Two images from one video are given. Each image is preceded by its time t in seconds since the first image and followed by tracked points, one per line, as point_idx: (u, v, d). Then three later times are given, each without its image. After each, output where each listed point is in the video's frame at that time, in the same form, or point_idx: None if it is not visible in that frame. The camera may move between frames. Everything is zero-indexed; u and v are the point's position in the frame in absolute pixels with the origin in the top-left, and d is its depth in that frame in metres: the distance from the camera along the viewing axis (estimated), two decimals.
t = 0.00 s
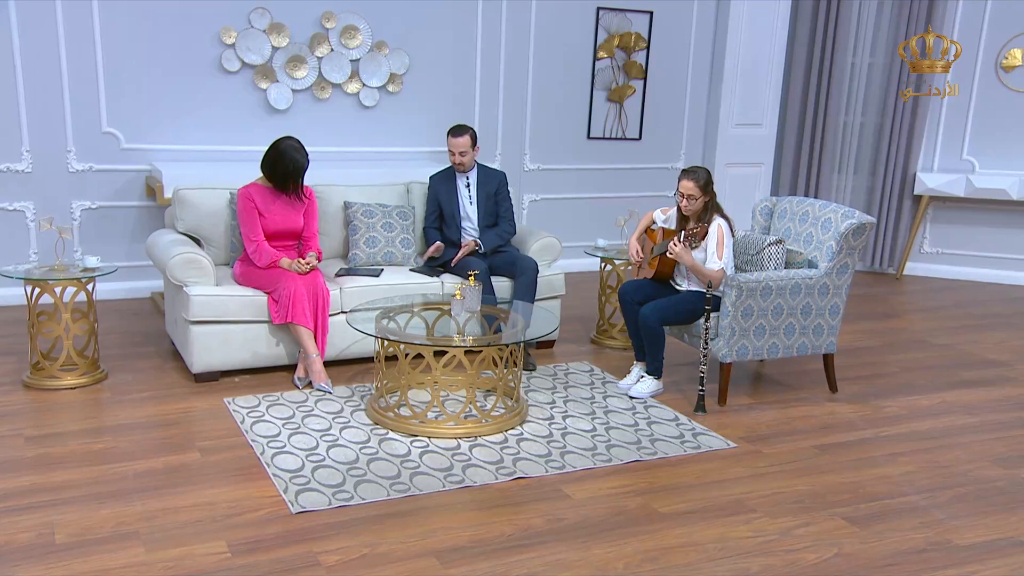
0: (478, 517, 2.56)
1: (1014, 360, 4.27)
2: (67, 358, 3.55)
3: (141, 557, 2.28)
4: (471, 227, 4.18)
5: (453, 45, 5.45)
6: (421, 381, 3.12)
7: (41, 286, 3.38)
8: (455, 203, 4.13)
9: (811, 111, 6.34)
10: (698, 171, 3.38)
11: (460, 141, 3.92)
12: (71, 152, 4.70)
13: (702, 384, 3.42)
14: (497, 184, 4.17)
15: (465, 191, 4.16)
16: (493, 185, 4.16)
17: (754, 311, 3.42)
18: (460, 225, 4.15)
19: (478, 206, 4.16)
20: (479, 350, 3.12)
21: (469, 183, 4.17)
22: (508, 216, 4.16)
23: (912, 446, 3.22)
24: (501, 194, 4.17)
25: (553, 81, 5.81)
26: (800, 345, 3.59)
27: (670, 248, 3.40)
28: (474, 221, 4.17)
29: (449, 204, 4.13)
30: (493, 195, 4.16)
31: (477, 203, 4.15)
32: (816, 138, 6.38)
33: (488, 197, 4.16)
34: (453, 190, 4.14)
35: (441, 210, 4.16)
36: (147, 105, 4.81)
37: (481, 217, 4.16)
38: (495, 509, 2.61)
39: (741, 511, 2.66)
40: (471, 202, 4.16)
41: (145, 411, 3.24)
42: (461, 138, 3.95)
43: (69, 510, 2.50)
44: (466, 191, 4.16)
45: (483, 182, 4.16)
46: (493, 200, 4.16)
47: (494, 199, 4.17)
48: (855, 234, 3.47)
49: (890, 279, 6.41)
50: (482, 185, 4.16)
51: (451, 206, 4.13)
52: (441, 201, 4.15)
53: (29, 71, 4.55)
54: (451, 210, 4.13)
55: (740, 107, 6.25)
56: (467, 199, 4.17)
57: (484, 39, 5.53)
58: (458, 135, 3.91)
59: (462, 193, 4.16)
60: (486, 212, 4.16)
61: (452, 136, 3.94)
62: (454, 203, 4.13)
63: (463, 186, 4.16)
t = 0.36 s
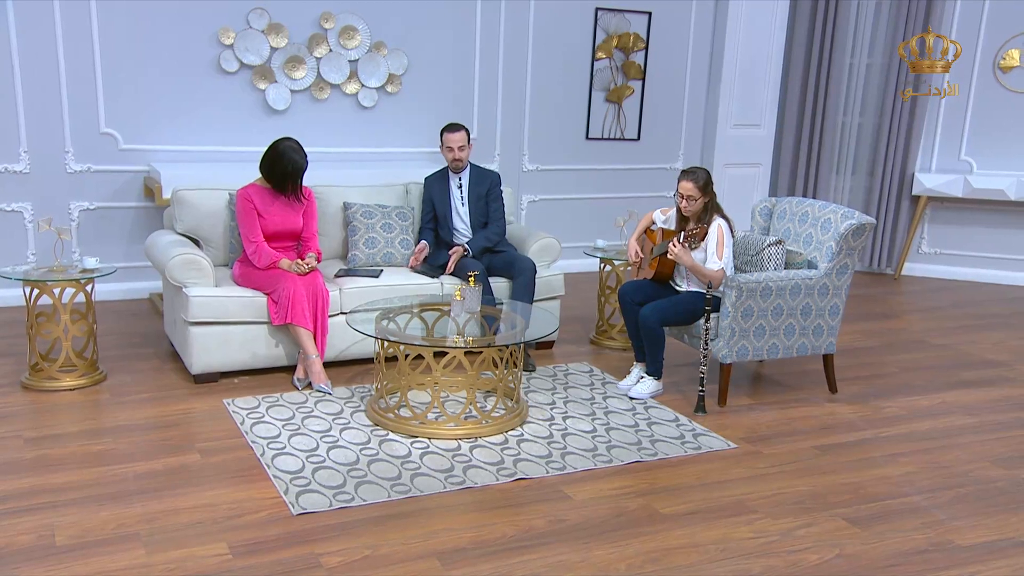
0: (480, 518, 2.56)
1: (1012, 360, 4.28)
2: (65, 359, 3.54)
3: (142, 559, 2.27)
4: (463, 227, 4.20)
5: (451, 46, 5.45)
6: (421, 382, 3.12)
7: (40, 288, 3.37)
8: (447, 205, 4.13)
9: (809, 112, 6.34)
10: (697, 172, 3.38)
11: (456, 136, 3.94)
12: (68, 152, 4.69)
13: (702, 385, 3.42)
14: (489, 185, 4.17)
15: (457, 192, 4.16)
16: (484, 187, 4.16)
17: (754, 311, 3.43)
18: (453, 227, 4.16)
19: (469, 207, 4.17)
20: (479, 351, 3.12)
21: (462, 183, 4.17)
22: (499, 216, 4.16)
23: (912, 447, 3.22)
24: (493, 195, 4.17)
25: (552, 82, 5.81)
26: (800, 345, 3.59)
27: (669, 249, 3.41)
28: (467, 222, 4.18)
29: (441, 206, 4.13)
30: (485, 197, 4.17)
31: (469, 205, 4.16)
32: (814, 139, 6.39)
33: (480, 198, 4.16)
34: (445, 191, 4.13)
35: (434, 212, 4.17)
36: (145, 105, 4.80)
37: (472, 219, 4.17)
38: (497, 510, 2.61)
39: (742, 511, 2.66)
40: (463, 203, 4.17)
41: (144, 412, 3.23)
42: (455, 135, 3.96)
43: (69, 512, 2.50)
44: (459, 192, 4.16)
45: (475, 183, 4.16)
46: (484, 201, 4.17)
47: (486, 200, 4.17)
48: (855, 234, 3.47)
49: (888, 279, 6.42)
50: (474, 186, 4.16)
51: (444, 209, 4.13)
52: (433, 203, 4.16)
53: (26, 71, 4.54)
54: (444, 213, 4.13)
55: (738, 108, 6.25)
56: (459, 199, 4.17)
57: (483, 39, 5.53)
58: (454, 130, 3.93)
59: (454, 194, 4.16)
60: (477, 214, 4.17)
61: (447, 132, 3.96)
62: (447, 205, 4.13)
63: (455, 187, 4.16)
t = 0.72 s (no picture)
0: (480, 518, 2.56)
1: (1011, 360, 4.28)
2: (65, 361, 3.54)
3: (143, 561, 2.27)
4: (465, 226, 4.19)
5: (450, 45, 5.45)
6: (421, 383, 3.12)
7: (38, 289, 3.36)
8: (450, 203, 4.13)
9: (808, 112, 6.35)
10: (693, 174, 3.38)
11: (465, 131, 3.96)
12: (66, 153, 4.68)
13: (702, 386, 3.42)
14: (491, 185, 4.19)
15: (460, 191, 4.17)
16: (486, 186, 4.18)
17: (754, 312, 3.43)
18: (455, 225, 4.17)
19: (471, 206, 4.18)
20: (479, 352, 3.12)
21: (464, 182, 4.17)
22: (502, 214, 4.18)
23: (912, 447, 3.22)
24: (495, 194, 4.19)
25: (551, 83, 5.81)
26: (800, 346, 3.59)
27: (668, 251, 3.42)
28: (468, 221, 4.19)
29: (444, 203, 4.13)
30: (488, 196, 4.18)
31: (471, 203, 4.16)
32: (812, 139, 6.40)
33: (482, 197, 4.17)
34: (449, 188, 4.13)
35: (436, 210, 4.16)
36: (143, 105, 4.79)
37: (475, 217, 4.17)
38: (498, 511, 2.61)
39: (743, 512, 2.66)
40: (465, 202, 4.18)
41: (144, 413, 3.22)
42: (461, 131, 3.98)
43: (69, 514, 2.49)
44: (461, 190, 4.17)
45: (478, 182, 4.17)
46: (487, 200, 4.18)
47: (488, 199, 4.18)
48: (854, 235, 3.47)
49: (886, 280, 6.43)
50: (477, 185, 4.17)
51: (446, 208, 4.13)
52: (436, 201, 4.15)
53: (24, 70, 4.52)
54: (446, 211, 4.13)
55: (737, 108, 6.26)
56: (462, 198, 4.18)
57: (481, 40, 5.53)
58: (463, 125, 3.96)
59: (456, 192, 4.17)
60: (480, 212, 4.18)
61: (453, 128, 3.96)
62: (449, 205, 4.13)
63: (458, 185, 4.16)
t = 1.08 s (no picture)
0: (482, 519, 2.56)
1: (1011, 361, 4.29)
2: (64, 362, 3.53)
3: (144, 563, 2.27)
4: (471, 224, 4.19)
5: (450, 45, 5.45)
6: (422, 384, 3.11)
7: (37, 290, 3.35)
8: (457, 200, 4.12)
9: (806, 113, 6.35)
10: (685, 177, 3.38)
11: (474, 128, 3.99)
12: (65, 154, 4.67)
13: (703, 387, 3.41)
14: (498, 184, 4.21)
15: (467, 188, 4.15)
16: (493, 185, 4.19)
17: (755, 312, 3.43)
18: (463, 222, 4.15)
19: (479, 204, 4.17)
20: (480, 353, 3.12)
21: (471, 180, 4.16)
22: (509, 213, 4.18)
23: (914, 447, 3.23)
24: (503, 194, 4.21)
25: (550, 84, 5.81)
26: (801, 346, 3.59)
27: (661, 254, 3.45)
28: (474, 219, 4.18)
29: (451, 200, 4.12)
30: (494, 195, 4.20)
31: (479, 201, 4.16)
32: (811, 139, 6.40)
33: (490, 195, 4.18)
34: (455, 186, 4.13)
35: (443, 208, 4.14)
36: (141, 106, 4.78)
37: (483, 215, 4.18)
38: (499, 512, 2.60)
39: (745, 513, 2.66)
40: (473, 200, 4.16)
41: (144, 414, 3.22)
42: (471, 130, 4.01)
43: (70, 516, 2.48)
44: (468, 189, 4.15)
45: (485, 181, 4.17)
46: (494, 199, 4.19)
47: (494, 198, 4.20)
48: (855, 236, 3.48)
49: (885, 280, 6.44)
50: (484, 184, 4.18)
51: (454, 206, 4.12)
52: (442, 199, 4.14)
53: (23, 70, 4.52)
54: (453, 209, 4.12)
55: (735, 109, 6.26)
56: (469, 196, 4.16)
57: (481, 40, 5.53)
58: (472, 123, 3.99)
59: (463, 189, 4.15)
60: (486, 211, 4.18)
61: (462, 127, 3.98)
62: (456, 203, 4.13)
63: (464, 182, 4.15)
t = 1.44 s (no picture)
0: (485, 520, 2.56)
1: (1012, 361, 4.29)
2: (64, 363, 3.52)
3: (148, 564, 2.26)
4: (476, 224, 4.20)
5: (450, 45, 5.45)
6: (424, 385, 3.11)
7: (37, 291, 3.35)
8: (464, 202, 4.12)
9: (806, 113, 6.36)
10: (683, 177, 3.39)
11: (484, 130, 3.97)
12: (65, 154, 4.67)
13: (705, 387, 3.41)
14: (505, 186, 4.20)
15: (474, 190, 4.16)
16: (501, 187, 4.18)
17: (756, 313, 3.44)
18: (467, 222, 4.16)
19: (485, 205, 4.17)
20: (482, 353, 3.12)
21: (478, 181, 4.17)
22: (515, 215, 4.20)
23: (917, 447, 3.23)
24: (509, 195, 4.21)
25: (550, 84, 5.81)
26: (802, 347, 3.59)
27: (659, 254, 3.47)
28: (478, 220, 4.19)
29: (458, 200, 4.12)
30: (501, 197, 4.19)
31: (485, 202, 4.15)
32: (811, 139, 6.40)
33: (497, 197, 4.17)
34: (462, 187, 4.13)
35: (448, 208, 4.14)
36: (140, 107, 4.78)
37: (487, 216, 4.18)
38: (503, 513, 2.60)
39: (748, 514, 2.66)
40: (479, 201, 4.16)
41: (146, 415, 3.22)
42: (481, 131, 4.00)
43: (73, 517, 2.48)
44: (476, 190, 4.16)
45: (492, 182, 4.17)
46: (500, 201, 4.19)
47: (501, 199, 4.19)
48: (857, 236, 3.48)
49: (885, 280, 6.44)
50: (491, 185, 4.17)
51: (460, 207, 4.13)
52: (449, 198, 4.13)
53: (23, 70, 4.51)
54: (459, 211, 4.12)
55: (735, 109, 6.27)
56: (476, 197, 4.16)
57: (481, 40, 5.53)
58: (482, 124, 3.97)
59: (471, 190, 4.16)
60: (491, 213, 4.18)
61: (473, 127, 3.96)
62: (463, 204, 4.13)
63: (472, 184, 4.16)
